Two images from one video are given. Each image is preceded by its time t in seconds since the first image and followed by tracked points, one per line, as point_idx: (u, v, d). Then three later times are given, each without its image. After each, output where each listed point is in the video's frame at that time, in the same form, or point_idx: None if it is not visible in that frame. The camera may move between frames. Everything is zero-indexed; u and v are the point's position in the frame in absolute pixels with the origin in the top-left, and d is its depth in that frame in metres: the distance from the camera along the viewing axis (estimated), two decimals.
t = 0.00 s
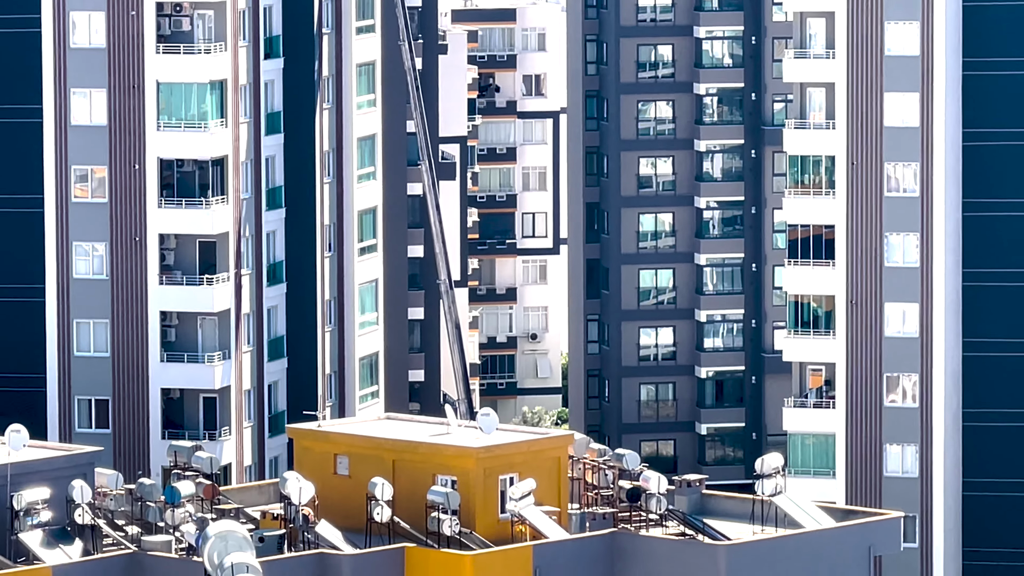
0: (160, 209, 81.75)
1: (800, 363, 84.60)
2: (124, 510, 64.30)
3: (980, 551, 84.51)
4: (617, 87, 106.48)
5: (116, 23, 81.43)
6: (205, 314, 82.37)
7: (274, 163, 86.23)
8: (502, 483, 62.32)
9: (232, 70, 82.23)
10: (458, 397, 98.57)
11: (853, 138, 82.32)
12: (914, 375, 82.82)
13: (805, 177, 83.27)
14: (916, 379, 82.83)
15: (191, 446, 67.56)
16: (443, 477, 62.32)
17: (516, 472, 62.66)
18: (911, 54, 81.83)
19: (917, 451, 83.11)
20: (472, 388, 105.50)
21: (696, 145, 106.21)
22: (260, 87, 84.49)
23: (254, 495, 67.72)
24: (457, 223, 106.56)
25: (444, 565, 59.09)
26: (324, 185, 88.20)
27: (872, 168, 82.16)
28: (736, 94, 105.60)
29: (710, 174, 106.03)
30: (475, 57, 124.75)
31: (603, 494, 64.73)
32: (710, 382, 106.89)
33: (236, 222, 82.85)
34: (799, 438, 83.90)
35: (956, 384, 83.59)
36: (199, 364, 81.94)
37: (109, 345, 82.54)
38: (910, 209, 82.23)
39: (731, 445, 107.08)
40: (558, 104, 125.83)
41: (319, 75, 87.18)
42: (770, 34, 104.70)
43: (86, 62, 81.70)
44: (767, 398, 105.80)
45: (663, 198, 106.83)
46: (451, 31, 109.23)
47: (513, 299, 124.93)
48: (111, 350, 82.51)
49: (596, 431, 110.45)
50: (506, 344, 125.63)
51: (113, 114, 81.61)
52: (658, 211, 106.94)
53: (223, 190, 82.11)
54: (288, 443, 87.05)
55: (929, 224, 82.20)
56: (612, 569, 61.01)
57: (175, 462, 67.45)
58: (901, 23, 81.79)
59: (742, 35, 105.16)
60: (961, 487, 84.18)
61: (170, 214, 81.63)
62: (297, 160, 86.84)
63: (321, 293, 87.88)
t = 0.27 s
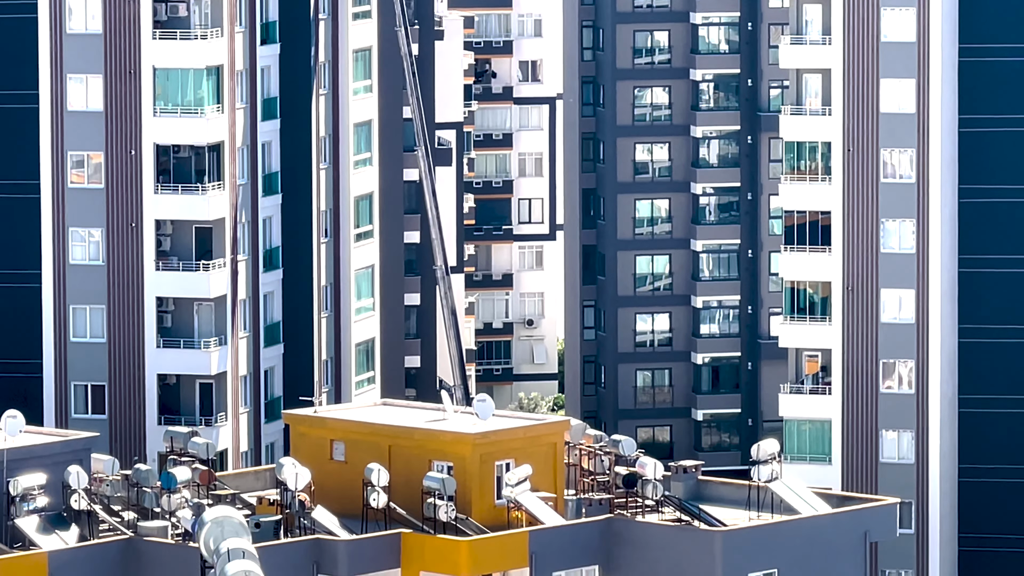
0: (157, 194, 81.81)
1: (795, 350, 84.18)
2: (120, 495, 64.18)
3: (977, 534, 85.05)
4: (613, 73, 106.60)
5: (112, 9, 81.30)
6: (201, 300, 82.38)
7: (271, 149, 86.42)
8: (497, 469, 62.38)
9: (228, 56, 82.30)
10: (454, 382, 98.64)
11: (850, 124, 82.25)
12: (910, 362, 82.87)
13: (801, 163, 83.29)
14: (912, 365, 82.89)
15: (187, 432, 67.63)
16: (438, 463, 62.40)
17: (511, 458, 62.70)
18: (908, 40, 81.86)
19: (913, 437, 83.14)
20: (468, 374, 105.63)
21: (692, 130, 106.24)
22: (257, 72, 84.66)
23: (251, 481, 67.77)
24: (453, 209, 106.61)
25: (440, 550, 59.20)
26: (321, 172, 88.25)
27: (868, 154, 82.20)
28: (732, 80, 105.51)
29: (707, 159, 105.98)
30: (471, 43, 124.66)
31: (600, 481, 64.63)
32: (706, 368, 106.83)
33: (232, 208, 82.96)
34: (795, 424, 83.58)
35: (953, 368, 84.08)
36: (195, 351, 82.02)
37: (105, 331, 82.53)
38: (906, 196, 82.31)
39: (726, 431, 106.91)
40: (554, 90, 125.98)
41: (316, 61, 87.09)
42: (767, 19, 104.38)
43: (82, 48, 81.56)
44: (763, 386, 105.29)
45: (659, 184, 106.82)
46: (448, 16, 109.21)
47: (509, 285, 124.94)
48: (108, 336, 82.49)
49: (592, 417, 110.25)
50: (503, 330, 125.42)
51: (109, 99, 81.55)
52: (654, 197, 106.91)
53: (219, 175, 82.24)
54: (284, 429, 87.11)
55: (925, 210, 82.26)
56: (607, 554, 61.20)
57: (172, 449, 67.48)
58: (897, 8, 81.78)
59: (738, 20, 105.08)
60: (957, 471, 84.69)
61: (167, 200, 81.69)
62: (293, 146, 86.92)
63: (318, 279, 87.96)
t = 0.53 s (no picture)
0: (154, 189, 81.66)
1: (793, 344, 84.05)
2: (116, 490, 64.19)
3: (975, 531, 84.59)
4: (611, 68, 106.45)
5: (110, 3, 81.24)
6: (198, 295, 82.11)
7: (269, 144, 86.37)
8: (496, 463, 62.43)
9: (225, 51, 82.46)
10: (452, 377, 98.59)
11: (847, 119, 82.48)
12: (907, 357, 82.94)
13: (799, 158, 83.38)
14: (910, 360, 82.93)
15: (185, 427, 67.70)
16: (436, 457, 62.47)
17: (509, 452, 62.74)
18: (905, 36, 81.93)
19: (910, 433, 83.22)
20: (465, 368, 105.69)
21: (689, 125, 106.21)
22: (255, 67, 84.72)
23: (249, 475, 67.81)
24: (451, 203, 106.69)
25: (438, 544, 59.28)
26: (318, 166, 88.30)
27: (866, 149, 82.38)
28: (730, 74, 105.36)
29: (705, 154, 106.04)
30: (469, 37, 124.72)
31: (597, 475, 64.77)
32: (704, 363, 106.91)
33: (229, 202, 82.98)
34: (793, 419, 83.88)
35: (949, 364, 83.65)
36: (193, 346, 81.97)
37: (103, 325, 82.60)
38: (903, 191, 82.41)
39: (724, 425, 107.14)
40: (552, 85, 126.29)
41: (314, 56, 87.18)
42: (764, 14, 104.25)
43: (81, 42, 81.59)
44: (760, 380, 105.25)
45: (657, 179, 106.89)
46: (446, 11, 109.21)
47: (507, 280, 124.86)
48: (105, 330, 82.57)
49: (590, 412, 109.90)
50: (500, 325, 125.31)
51: (107, 94, 81.54)
52: (652, 192, 106.97)
53: (217, 169, 82.26)
54: (281, 424, 87.08)
55: (923, 205, 82.31)
56: (605, 550, 61.19)
57: (169, 443, 67.63)
58: (895, 3, 81.91)
59: (736, 15, 104.97)
60: (954, 468, 84.12)
61: (164, 194, 81.55)
62: (291, 141, 86.94)
63: (316, 274, 87.93)
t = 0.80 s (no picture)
0: (154, 189, 81.66)
1: (793, 345, 84.11)
2: (116, 491, 64.13)
3: (975, 532, 84.84)
4: (610, 68, 106.30)
5: (110, 3, 81.22)
6: (198, 295, 82.14)
7: (268, 144, 86.39)
8: (495, 464, 62.37)
9: (225, 51, 82.39)
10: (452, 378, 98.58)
11: (848, 120, 82.35)
12: (907, 357, 82.91)
13: (799, 159, 83.26)
14: (910, 361, 82.91)
15: (184, 427, 67.60)
16: (436, 458, 62.39)
17: (509, 453, 62.71)
18: (906, 36, 81.79)
19: (910, 433, 83.13)
20: (465, 369, 105.68)
21: (689, 126, 106.11)
22: (254, 67, 84.64)
23: (248, 476, 67.76)
24: (452, 204, 106.77)
25: (438, 546, 59.22)
26: (318, 166, 88.26)
27: (866, 150, 82.30)
28: (730, 75, 105.38)
29: (704, 154, 106.02)
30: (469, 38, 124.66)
31: (597, 476, 64.64)
32: (704, 364, 106.87)
33: (229, 203, 82.97)
34: (793, 419, 83.68)
35: (950, 364, 83.92)
36: (193, 345, 81.97)
37: (102, 326, 82.54)
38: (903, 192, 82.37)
39: (724, 426, 107.08)
40: (552, 85, 125.74)
41: (313, 56, 87.12)
42: (765, 15, 104.60)
43: (81, 42, 81.55)
44: (760, 380, 105.54)
45: (657, 179, 106.82)
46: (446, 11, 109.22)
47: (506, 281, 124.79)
48: (104, 331, 82.51)
49: (590, 412, 109.97)
50: (500, 326, 125.41)
51: (107, 94, 81.50)
52: (652, 192, 106.94)
53: (216, 170, 82.23)
54: (281, 425, 87.02)
55: (923, 206, 82.29)
56: (606, 551, 61.21)
57: (169, 443, 67.51)
58: (895, 4, 81.79)
59: (736, 16, 105.15)
60: (954, 469, 84.48)
61: (164, 195, 81.56)
62: (291, 142, 86.96)
63: (316, 275, 87.86)
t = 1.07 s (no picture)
0: (157, 196, 81.83)
1: (795, 351, 84.25)
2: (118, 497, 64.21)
3: (974, 538, 85.17)
4: (613, 75, 106.30)
5: (113, 9, 81.27)
6: (201, 301, 82.44)
7: (271, 150, 86.30)
8: (497, 471, 62.41)
9: (228, 57, 82.45)
10: (454, 385, 98.70)
11: (850, 127, 82.30)
12: (909, 364, 82.90)
13: (801, 165, 83.16)
14: (912, 367, 82.91)
15: (186, 434, 67.57)
16: (439, 465, 62.36)
17: (512, 459, 62.70)
18: (908, 43, 81.85)
19: (912, 440, 83.18)
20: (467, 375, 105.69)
21: (692, 132, 106.20)
22: (257, 73, 84.67)
23: (250, 482, 67.72)
24: (454, 210, 106.98)
25: (440, 552, 59.17)
26: (321, 173, 88.37)
27: (867, 156, 82.25)
28: (732, 82, 105.71)
29: (707, 161, 105.96)
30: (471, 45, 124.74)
31: (599, 483, 64.44)
32: (706, 370, 106.95)
33: (232, 209, 83.11)
34: (795, 426, 83.68)
35: (952, 371, 83.96)
36: (195, 351, 82.02)
37: (105, 332, 82.49)
38: (905, 198, 82.35)
39: (726, 432, 107.14)
40: (554, 92, 125.80)
41: (315, 63, 87.31)
42: (767, 22, 104.98)
43: (82, 49, 81.45)
44: (762, 386, 105.87)
45: (659, 186, 106.72)
46: (448, 18, 109.30)
47: (509, 287, 124.77)
48: (107, 337, 82.45)
49: (591, 419, 110.24)
50: (502, 332, 125.53)
51: (109, 100, 81.55)
52: (654, 199, 106.79)
53: (219, 176, 82.42)
54: (283, 432, 87.10)
55: (925, 212, 82.29)
56: (607, 557, 61.19)
57: (171, 450, 67.42)
58: (896, 11, 81.72)
59: (738, 22, 105.41)
60: (955, 475, 84.67)
61: (167, 201, 81.73)
62: (293, 149, 86.93)
63: (318, 281, 87.96)
